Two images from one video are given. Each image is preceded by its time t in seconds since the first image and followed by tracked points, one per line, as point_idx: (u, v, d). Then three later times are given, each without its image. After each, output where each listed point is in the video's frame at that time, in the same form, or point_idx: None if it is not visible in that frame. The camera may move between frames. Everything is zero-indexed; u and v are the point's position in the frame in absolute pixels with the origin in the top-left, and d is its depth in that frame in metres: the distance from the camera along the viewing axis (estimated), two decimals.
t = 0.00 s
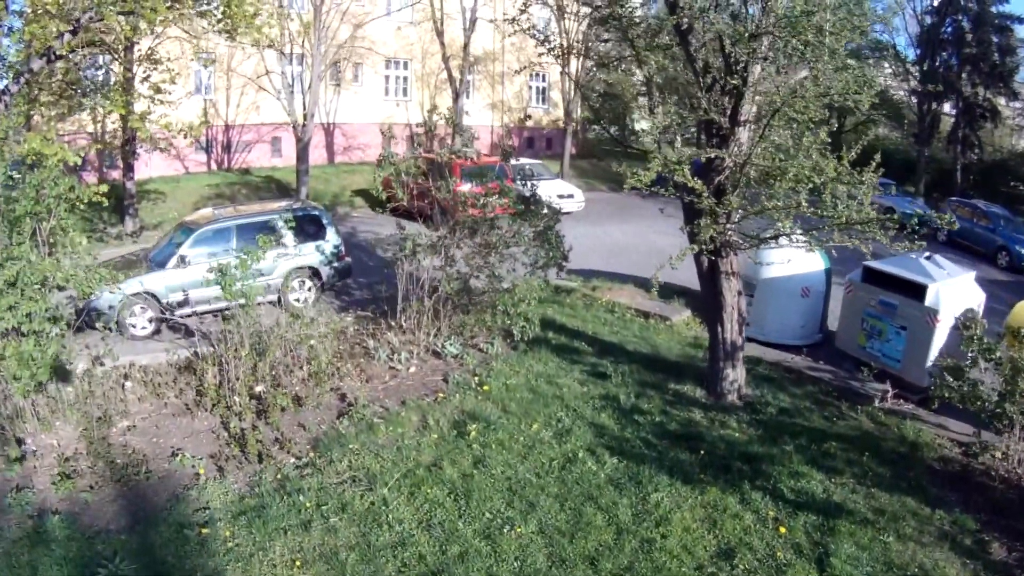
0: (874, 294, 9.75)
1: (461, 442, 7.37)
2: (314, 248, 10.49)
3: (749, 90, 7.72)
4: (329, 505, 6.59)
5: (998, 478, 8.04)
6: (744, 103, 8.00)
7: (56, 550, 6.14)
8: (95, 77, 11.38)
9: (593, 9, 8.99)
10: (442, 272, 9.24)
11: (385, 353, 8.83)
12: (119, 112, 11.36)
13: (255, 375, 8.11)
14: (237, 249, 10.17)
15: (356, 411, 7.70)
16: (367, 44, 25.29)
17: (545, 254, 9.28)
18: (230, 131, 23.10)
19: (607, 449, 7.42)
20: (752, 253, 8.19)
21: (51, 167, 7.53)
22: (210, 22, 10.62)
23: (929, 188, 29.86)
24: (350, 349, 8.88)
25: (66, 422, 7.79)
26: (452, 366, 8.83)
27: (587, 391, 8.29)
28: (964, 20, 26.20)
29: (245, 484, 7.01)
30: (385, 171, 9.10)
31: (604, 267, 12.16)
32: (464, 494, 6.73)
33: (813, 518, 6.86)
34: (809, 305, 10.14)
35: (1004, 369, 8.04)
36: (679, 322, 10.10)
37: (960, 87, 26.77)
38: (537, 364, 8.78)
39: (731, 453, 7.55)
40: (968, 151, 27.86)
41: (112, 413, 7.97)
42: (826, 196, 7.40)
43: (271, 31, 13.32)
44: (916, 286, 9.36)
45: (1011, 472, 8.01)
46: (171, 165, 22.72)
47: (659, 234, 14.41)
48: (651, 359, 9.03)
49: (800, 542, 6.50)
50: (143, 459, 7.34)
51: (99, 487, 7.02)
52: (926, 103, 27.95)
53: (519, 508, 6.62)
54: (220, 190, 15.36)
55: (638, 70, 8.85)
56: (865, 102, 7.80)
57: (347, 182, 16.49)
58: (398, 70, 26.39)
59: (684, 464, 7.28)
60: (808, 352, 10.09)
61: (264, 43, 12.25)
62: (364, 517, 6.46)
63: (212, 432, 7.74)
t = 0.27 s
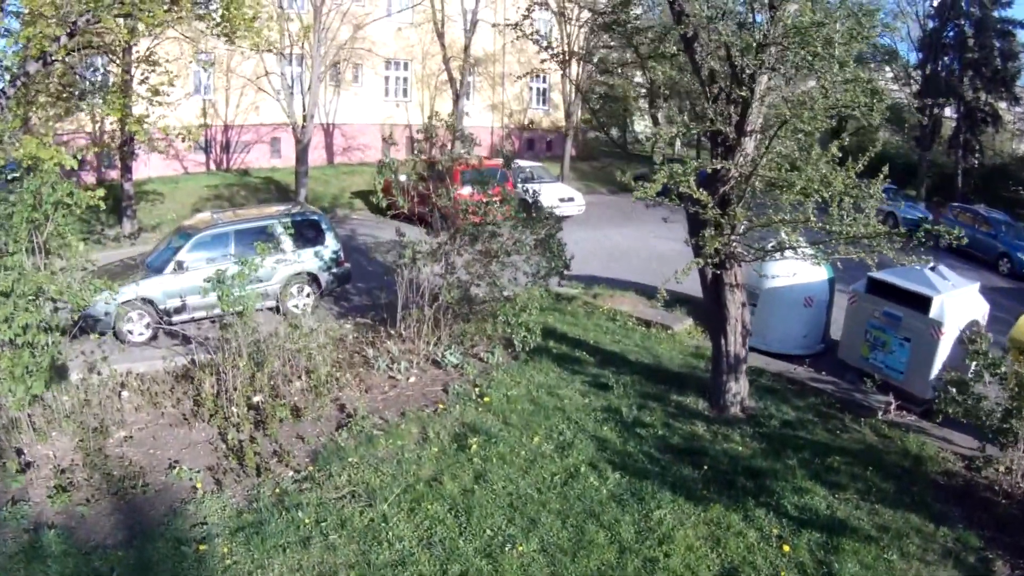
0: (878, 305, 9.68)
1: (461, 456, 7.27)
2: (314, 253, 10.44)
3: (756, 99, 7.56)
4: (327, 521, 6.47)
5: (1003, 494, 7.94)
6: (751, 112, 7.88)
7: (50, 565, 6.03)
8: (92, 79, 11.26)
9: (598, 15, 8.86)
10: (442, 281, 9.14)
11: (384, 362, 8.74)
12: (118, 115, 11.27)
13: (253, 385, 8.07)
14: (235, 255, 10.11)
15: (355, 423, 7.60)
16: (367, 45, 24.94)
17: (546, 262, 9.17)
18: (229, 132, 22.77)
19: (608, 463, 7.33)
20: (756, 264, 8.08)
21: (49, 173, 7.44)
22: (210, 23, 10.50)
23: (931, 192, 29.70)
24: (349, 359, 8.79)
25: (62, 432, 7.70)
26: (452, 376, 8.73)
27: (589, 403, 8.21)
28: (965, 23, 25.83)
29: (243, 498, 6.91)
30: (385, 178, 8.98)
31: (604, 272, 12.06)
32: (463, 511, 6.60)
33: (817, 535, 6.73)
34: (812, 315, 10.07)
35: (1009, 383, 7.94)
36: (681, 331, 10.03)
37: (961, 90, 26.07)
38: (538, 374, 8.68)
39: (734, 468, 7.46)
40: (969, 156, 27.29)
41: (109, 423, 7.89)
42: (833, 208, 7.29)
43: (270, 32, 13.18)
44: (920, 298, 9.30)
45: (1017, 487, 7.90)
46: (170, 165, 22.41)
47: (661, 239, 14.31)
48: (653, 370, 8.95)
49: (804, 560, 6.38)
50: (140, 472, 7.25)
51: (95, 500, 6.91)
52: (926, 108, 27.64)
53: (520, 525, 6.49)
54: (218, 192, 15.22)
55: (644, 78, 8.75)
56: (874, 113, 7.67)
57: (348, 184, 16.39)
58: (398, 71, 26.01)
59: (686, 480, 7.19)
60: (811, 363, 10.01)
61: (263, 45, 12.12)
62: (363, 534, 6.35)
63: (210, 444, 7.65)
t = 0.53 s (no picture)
0: (883, 314, 9.59)
1: (462, 472, 7.17)
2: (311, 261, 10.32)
3: (762, 103, 7.40)
4: (327, 541, 6.31)
5: (1010, 508, 7.82)
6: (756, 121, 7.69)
7: None
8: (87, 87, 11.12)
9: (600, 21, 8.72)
10: (442, 290, 9.02)
11: (383, 375, 8.63)
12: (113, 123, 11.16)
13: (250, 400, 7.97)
14: (232, 263, 10.01)
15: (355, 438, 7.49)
16: (365, 47, 24.68)
17: (547, 272, 9.05)
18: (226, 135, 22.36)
19: (612, 480, 7.21)
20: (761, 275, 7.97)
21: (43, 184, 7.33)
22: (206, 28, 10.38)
23: (930, 193, 29.59)
24: (348, 371, 8.67)
25: (58, 448, 7.58)
26: (453, 388, 8.62)
27: (591, 416, 8.11)
28: (964, 24, 25.74)
29: (241, 516, 6.78)
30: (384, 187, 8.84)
31: (604, 278, 12.00)
32: (465, 529, 6.46)
33: (824, 552, 6.58)
34: (815, 323, 9.97)
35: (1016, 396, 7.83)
36: (684, 340, 9.93)
37: (962, 91, 25.93)
38: (539, 386, 8.58)
39: (739, 485, 7.36)
40: (969, 156, 27.17)
41: (105, 437, 7.78)
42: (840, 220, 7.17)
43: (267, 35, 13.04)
44: (925, 307, 9.22)
45: None
46: (167, 169, 21.95)
47: (661, 244, 14.25)
48: (656, 381, 8.85)
49: None
50: (137, 488, 7.13)
51: (92, 518, 6.79)
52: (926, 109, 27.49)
53: (523, 543, 6.35)
54: (215, 197, 15.07)
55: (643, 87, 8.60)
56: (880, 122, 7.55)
57: (346, 187, 16.25)
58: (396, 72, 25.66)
59: (691, 497, 7.08)
60: (814, 372, 9.93)
61: (260, 49, 11.97)
62: (364, 554, 6.19)
63: (208, 461, 7.54)
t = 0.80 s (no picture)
0: (889, 324, 9.46)
1: (464, 491, 7.01)
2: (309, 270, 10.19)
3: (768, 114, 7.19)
4: (327, 563, 6.04)
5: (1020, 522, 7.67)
6: (764, 132, 7.52)
7: None
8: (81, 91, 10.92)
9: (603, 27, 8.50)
10: (443, 301, 8.86)
11: (383, 388, 8.47)
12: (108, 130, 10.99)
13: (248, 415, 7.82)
14: (229, 272, 9.86)
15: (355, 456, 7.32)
16: (363, 48, 24.09)
17: (549, 283, 8.87)
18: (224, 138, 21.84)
19: (618, 498, 7.06)
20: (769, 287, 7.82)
21: (35, 196, 7.16)
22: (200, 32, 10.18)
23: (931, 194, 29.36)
24: (348, 385, 8.51)
25: (53, 465, 7.42)
26: (454, 401, 8.46)
27: (596, 431, 7.97)
28: (965, 24, 25.48)
29: (239, 537, 6.61)
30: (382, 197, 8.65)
31: (605, 284, 11.89)
32: (468, 552, 6.28)
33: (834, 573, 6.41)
34: (820, 332, 9.85)
35: None
36: (688, 349, 9.79)
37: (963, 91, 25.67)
38: (542, 399, 8.42)
39: (746, 502, 7.22)
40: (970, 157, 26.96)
41: (102, 454, 7.62)
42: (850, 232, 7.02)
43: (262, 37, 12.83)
44: (932, 317, 9.09)
45: None
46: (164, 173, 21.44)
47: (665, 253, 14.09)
48: (660, 393, 8.71)
49: None
50: (133, 508, 6.95)
51: (87, 539, 6.62)
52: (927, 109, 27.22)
53: (527, 566, 6.16)
54: (213, 201, 14.87)
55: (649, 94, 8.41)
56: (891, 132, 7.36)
57: (344, 191, 16.07)
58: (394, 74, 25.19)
59: (698, 515, 6.93)
60: (820, 382, 9.80)
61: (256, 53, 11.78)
62: None
63: (205, 478, 7.37)
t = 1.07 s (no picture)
0: (897, 332, 9.35)
1: (469, 511, 6.86)
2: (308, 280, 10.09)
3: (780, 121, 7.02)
4: None
5: None
6: (772, 141, 7.38)
7: None
8: (75, 98, 10.74)
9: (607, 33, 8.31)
10: (444, 313, 8.71)
11: (383, 403, 8.32)
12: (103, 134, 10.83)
13: (247, 433, 7.68)
14: (227, 283, 9.72)
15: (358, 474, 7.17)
16: (360, 52, 23.71)
17: (552, 294, 8.72)
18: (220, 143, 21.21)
19: (625, 516, 6.90)
20: (777, 300, 7.69)
21: (29, 211, 7.01)
22: (196, 38, 10.00)
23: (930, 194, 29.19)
24: (349, 399, 8.36)
25: (50, 485, 7.26)
26: (456, 416, 8.32)
27: (601, 446, 7.84)
28: (963, 23, 25.35)
29: (240, 558, 6.43)
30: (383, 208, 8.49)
31: (607, 290, 11.77)
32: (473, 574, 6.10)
33: None
34: (825, 341, 9.73)
35: None
36: (692, 359, 9.65)
37: (962, 92, 25.52)
38: (547, 413, 8.29)
39: (755, 519, 7.06)
40: (969, 157, 26.80)
41: (99, 474, 7.46)
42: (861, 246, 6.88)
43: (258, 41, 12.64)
44: (939, 325, 8.98)
45: None
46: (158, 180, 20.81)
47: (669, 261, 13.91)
48: (666, 406, 8.59)
49: None
50: (132, 530, 6.77)
51: (84, 563, 6.44)
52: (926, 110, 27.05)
53: None
54: (210, 206, 14.70)
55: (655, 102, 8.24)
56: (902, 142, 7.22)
57: (341, 195, 15.92)
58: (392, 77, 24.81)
59: (707, 534, 6.77)
60: (826, 392, 9.68)
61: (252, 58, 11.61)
62: None
63: (205, 498, 7.20)
